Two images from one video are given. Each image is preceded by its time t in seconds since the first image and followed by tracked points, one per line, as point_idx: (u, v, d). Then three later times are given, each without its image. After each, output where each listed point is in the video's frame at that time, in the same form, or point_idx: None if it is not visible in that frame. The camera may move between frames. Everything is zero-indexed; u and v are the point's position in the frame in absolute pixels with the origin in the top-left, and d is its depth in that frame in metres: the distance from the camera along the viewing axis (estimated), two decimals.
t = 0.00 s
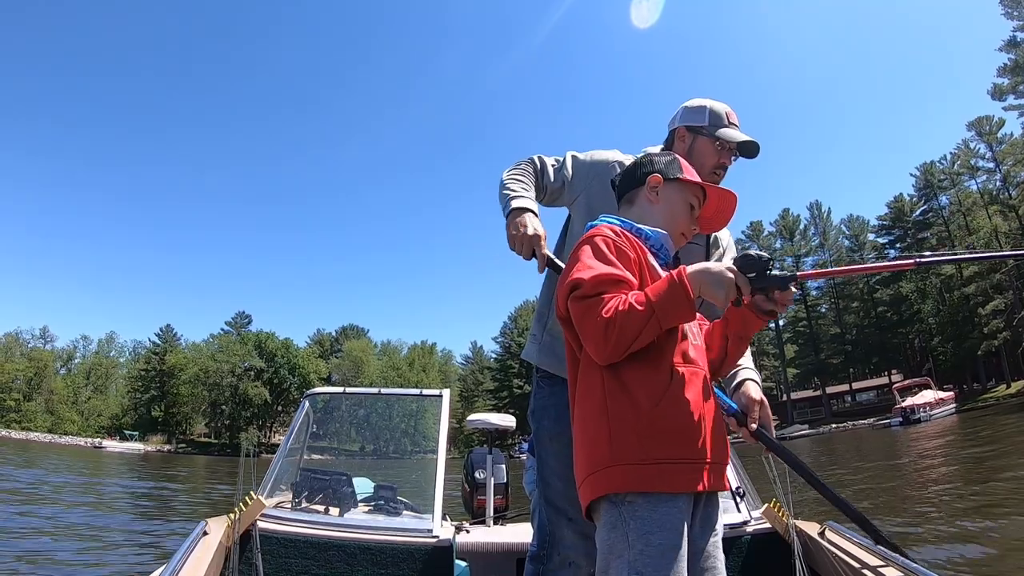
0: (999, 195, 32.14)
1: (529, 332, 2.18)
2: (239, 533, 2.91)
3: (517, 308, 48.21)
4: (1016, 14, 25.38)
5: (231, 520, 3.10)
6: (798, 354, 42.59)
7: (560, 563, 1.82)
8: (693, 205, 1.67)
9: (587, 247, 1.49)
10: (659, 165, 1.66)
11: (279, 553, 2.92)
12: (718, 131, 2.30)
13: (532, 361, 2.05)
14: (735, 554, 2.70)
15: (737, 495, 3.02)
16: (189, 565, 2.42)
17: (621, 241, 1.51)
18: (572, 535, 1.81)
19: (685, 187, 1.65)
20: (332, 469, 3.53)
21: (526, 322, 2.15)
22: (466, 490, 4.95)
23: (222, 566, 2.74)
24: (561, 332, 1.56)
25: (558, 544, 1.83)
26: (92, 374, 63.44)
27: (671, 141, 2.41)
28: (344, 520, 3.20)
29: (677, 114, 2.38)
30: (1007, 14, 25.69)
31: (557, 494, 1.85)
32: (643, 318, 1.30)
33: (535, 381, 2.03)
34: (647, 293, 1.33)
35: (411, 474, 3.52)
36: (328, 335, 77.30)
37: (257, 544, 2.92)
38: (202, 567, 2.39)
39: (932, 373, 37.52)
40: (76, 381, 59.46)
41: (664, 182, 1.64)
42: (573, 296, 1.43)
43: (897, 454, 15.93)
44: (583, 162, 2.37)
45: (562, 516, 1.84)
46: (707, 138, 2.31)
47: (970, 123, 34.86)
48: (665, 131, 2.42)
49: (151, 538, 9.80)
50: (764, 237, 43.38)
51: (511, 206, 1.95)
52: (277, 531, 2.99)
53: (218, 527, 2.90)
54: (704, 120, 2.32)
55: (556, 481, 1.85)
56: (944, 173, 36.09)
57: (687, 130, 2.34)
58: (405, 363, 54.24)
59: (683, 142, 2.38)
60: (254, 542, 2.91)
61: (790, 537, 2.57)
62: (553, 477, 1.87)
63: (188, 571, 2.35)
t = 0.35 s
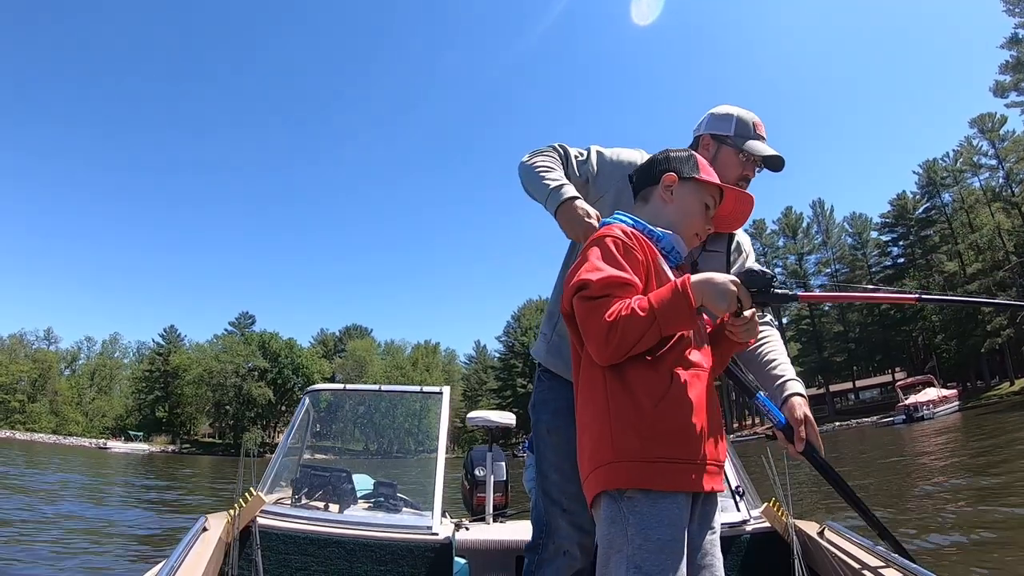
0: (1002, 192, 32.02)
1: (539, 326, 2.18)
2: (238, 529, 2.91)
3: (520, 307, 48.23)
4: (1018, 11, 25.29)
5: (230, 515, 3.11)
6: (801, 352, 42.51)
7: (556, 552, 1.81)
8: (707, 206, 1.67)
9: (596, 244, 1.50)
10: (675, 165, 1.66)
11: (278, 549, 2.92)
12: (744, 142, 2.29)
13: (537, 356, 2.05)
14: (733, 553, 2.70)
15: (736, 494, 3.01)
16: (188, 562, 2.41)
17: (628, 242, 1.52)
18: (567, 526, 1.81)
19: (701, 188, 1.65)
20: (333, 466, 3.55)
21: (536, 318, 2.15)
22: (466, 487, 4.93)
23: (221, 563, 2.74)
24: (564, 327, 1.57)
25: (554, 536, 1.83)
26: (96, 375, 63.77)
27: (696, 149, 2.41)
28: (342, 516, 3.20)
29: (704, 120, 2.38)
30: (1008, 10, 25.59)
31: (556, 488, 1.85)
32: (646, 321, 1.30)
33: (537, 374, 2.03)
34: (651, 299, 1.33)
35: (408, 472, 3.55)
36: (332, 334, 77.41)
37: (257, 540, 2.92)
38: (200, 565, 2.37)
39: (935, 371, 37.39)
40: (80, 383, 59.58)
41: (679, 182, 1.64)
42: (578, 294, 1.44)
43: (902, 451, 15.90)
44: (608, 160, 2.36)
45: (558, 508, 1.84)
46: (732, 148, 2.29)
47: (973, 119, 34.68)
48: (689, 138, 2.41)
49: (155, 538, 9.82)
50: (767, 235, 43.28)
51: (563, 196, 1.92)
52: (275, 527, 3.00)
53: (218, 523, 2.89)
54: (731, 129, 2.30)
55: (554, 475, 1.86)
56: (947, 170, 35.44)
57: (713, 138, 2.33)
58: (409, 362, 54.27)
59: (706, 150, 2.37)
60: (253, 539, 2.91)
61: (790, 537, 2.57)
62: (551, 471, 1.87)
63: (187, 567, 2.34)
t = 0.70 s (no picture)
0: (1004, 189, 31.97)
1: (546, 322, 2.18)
2: (239, 527, 2.91)
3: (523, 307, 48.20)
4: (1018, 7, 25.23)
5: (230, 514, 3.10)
6: (804, 350, 42.45)
7: (561, 549, 1.81)
8: (712, 205, 1.67)
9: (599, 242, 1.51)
10: (678, 164, 1.67)
11: (279, 548, 2.91)
12: (753, 138, 2.26)
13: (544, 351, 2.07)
14: (733, 550, 2.70)
15: (737, 492, 3.00)
16: (188, 560, 2.40)
17: (630, 239, 1.52)
18: (571, 523, 1.81)
19: (706, 187, 1.65)
20: (334, 466, 3.55)
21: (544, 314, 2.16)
22: (466, 485, 4.93)
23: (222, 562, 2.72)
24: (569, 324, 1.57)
25: (559, 532, 1.83)
26: (99, 378, 63.80)
27: (704, 144, 2.38)
28: (343, 515, 3.20)
29: (713, 115, 2.35)
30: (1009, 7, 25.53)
31: (559, 484, 1.85)
32: (647, 312, 1.30)
33: (546, 369, 2.04)
34: (653, 290, 1.34)
35: (408, 472, 3.56)
36: (335, 336, 77.46)
37: (257, 538, 2.91)
38: (201, 563, 2.36)
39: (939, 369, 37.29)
40: (84, 386, 59.55)
41: (683, 182, 1.64)
42: (582, 290, 1.45)
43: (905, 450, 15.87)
44: (615, 154, 2.36)
45: (563, 504, 1.84)
46: (742, 144, 2.27)
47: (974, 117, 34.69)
48: (699, 133, 2.39)
49: (159, 541, 9.79)
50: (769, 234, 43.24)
51: (554, 191, 1.93)
52: (276, 526, 2.98)
53: (219, 522, 2.88)
54: (740, 124, 2.28)
55: (559, 472, 1.85)
56: (949, 168, 35.82)
57: (723, 132, 2.30)
58: (412, 364, 54.26)
59: (714, 145, 2.34)
60: (254, 537, 2.91)
61: (790, 534, 2.57)
62: (557, 468, 1.87)
63: (187, 566, 2.33)
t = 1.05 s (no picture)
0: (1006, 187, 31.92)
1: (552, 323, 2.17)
2: (240, 529, 2.92)
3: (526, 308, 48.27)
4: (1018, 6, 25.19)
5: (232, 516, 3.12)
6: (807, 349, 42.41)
7: (562, 546, 1.81)
8: (717, 207, 1.67)
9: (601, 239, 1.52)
10: (682, 166, 1.67)
11: (279, 550, 2.93)
12: (771, 152, 2.23)
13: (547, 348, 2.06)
14: (736, 550, 2.70)
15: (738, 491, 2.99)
16: (190, 561, 2.42)
17: (631, 236, 1.53)
18: (573, 520, 1.82)
19: (709, 188, 1.65)
20: (335, 467, 3.55)
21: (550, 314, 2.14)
22: (467, 487, 4.92)
23: (223, 564, 2.73)
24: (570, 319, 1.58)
25: (560, 529, 1.83)
26: (103, 380, 64.06)
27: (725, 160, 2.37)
28: (343, 517, 3.20)
29: (732, 131, 2.32)
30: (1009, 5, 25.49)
31: (561, 482, 1.86)
32: (649, 301, 1.30)
33: (547, 368, 2.04)
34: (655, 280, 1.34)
35: (408, 474, 3.56)
36: (338, 338, 77.63)
37: (258, 540, 2.92)
38: (202, 566, 2.37)
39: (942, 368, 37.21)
40: (88, 389, 59.74)
41: (686, 185, 1.65)
42: (583, 285, 1.46)
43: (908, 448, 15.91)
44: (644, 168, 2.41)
45: (566, 502, 1.84)
46: (762, 159, 2.24)
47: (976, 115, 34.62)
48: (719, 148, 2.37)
49: (163, 543, 9.84)
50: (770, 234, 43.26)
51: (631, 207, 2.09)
52: (277, 528, 3.00)
53: (219, 523, 2.90)
54: (760, 140, 2.25)
55: (561, 470, 1.86)
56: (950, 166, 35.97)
57: (742, 149, 2.28)
58: (415, 365, 54.38)
59: (735, 161, 2.32)
60: (254, 539, 2.92)
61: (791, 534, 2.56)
62: (560, 468, 1.87)
63: (189, 569, 2.34)
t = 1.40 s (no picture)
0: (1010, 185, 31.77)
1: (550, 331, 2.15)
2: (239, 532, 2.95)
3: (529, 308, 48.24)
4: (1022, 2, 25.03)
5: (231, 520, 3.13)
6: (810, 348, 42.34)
7: (560, 546, 1.81)
8: (705, 204, 1.68)
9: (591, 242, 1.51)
10: (670, 167, 1.67)
11: (278, 553, 2.94)
12: (799, 195, 2.27)
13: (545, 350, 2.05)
14: (736, 554, 2.71)
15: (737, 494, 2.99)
16: (190, 563, 2.44)
17: (621, 239, 1.52)
18: (573, 520, 1.82)
19: (695, 187, 1.66)
20: (336, 469, 3.55)
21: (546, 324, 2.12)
22: (466, 491, 4.91)
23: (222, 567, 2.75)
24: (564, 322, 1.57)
25: (557, 529, 1.84)
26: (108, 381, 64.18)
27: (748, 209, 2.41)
28: (342, 520, 3.21)
29: (756, 175, 2.39)
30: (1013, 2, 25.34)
31: (559, 481, 1.86)
32: (643, 308, 1.30)
33: (542, 371, 2.05)
34: (648, 285, 1.33)
35: (408, 476, 3.56)
36: (342, 338, 77.69)
37: (257, 543, 2.94)
38: (201, 569, 2.39)
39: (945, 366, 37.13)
40: (93, 390, 59.85)
41: (674, 184, 1.65)
42: (576, 290, 1.45)
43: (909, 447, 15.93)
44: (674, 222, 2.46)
45: (564, 503, 1.85)
46: (789, 204, 2.28)
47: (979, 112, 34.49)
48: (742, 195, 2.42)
49: (168, 543, 9.87)
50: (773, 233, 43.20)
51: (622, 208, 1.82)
52: (276, 531, 3.01)
53: (218, 527, 2.92)
54: (786, 184, 2.30)
55: (557, 469, 1.87)
56: (953, 164, 35.89)
57: (768, 193, 2.32)
58: (418, 365, 54.40)
59: (760, 205, 2.35)
60: (254, 543, 2.93)
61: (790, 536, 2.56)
62: (557, 468, 1.88)
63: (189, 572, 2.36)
